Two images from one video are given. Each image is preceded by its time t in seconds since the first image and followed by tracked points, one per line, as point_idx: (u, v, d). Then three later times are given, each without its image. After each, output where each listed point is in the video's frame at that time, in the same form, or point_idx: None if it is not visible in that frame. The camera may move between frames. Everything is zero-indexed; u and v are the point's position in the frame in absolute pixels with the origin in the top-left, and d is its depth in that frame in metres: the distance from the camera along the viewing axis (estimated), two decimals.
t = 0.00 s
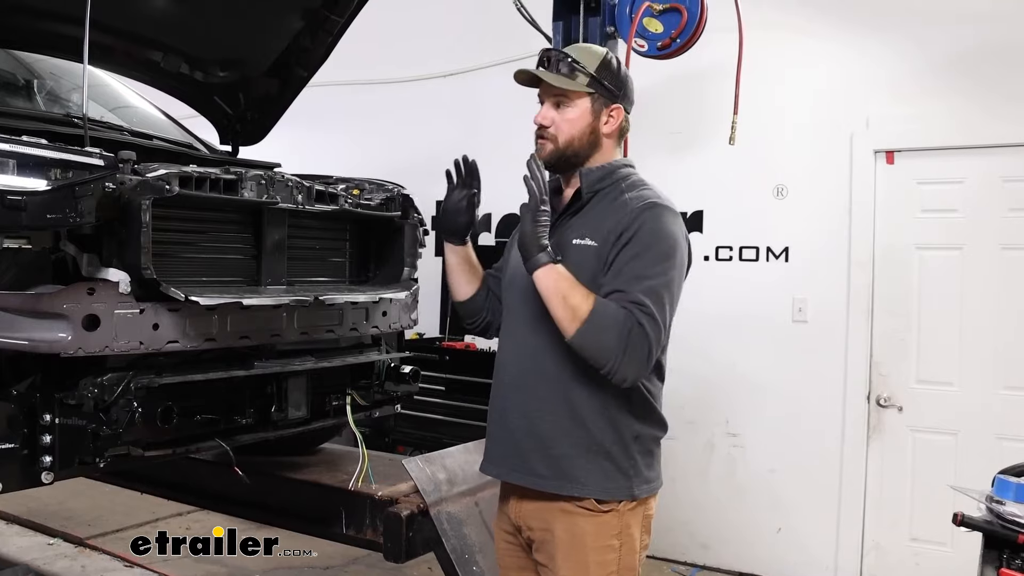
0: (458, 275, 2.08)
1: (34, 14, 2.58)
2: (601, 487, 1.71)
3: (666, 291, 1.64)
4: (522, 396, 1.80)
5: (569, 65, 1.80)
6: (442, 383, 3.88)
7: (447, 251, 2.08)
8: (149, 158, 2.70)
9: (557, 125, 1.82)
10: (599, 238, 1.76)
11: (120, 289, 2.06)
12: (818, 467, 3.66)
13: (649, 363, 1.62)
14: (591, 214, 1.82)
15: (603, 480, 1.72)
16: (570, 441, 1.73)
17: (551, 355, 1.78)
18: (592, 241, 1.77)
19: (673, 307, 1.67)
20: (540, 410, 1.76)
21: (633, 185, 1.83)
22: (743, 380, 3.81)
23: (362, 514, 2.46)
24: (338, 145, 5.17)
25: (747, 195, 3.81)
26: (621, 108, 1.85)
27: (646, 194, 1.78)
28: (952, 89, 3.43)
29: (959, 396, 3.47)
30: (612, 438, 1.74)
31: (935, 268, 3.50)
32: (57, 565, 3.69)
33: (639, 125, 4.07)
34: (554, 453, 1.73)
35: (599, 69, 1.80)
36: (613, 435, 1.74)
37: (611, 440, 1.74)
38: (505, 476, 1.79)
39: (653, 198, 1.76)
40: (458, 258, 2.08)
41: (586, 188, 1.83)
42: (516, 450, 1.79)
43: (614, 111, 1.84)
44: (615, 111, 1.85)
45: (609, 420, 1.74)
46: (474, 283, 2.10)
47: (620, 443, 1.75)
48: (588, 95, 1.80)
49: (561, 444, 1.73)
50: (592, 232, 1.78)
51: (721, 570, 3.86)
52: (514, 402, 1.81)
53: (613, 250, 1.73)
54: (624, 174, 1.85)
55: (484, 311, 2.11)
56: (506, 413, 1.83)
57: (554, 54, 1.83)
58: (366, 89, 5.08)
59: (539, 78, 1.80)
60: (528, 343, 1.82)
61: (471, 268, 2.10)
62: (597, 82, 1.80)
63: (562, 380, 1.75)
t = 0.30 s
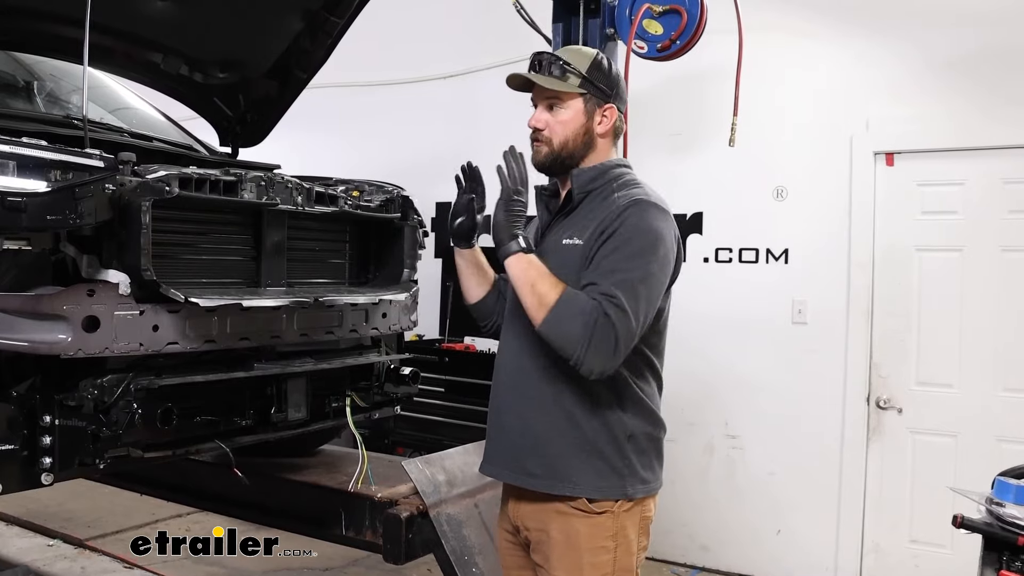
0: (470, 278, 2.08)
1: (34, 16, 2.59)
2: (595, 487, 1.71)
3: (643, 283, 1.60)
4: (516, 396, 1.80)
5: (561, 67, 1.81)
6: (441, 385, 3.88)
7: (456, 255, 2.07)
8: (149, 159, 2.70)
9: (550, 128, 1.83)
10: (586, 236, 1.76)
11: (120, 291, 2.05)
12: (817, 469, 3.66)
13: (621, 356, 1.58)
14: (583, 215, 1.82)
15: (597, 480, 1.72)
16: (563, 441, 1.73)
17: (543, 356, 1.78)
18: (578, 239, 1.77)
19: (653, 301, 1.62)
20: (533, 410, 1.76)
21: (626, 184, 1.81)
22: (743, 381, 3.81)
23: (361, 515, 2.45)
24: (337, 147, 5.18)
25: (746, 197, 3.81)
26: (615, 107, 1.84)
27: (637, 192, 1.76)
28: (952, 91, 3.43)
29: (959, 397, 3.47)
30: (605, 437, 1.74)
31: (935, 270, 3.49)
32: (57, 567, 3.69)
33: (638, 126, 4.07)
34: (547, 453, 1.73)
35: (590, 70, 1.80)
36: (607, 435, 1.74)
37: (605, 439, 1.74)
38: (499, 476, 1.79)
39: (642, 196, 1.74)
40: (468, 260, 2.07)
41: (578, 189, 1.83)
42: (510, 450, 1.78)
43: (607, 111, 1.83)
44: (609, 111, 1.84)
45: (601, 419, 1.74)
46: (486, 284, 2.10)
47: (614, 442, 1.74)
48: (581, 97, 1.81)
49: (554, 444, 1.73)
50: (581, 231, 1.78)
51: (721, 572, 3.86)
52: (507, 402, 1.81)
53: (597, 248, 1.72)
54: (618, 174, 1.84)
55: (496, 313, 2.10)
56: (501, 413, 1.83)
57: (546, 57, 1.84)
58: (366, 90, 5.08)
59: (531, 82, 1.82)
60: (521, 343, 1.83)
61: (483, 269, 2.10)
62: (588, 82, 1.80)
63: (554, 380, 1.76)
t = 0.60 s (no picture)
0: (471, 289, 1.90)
1: (34, 17, 2.59)
2: (598, 483, 1.71)
3: (603, 275, 1.61)
4: (517, 394, 1.80)
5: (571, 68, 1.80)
6: (441, 386, 3.89)
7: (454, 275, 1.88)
8: (149, 161, 2.70)
9: (558, 130, 1.82)
10: (577, 234, 1.78)
11: (120, 292, 2.05)
12: (817, 471, 3.66)
13: (577, 342, 1.59)
14: (582, 214, 1.83)
15: (600, 476, 1.72)
16: (565, 438, 1.72)
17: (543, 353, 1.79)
18: (570, 236, 1.79)
19: (620, 294, 1.61)
20: (535, 408, 1.76)
21: (627, 183, 1.81)
22: (742, 383, 3.81)
23: (361, 516, 2.45)
24: (337, 148, 5.18)
25: (746, 198, 3.81)
26: (620, 110, 1.86)
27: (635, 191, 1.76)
28: (952, 93, 3.43)
29: (959, 399, 3.47)
30: (607, 433, 1.74)
31: (935, 271, 3.49)
32: (56, 568, 3.69)
33: (638, 128, 4.07)
34: (549, 450, 1.73)
35: (598, 73, 1.81)
36: (610, 431, 1.74)
37: (607, 436, 1.74)
38: (502, 476, 1.78)
39: (638, 194, 1.73)
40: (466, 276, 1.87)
41: (578, 190, 1.84)
42: (511, 448, 1.78)
43: (612, 114, 1.85)
44: (613, 114, 1.85)
45: (603, 415, 1.74)
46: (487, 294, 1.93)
47: (616, 437, 1.74)
48: (589, 98, 1.81)
49: (556, 441, 1.73)
50: (576, 229, 1.80)
51: (720, 573, 3.86)
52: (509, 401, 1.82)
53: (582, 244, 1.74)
54: (620, 174, 1.84)
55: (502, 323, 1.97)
56: (503, 412, 1.83)
57: (553, 58, 1.83)
58: (366, 91, 5.08)
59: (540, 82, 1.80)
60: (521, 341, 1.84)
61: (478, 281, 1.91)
62: (597, 84, 1.81)
63: (556, 376, 1.76)
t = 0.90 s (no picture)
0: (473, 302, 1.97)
1: (33, 17, 2.58)
2: (600, 482, 1.71)
3: (604, 279, 1.61)
4: (518, 395, 1.81)
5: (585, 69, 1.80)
6: (440, 387, 3.89)
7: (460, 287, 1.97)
8: (148, 161, 2.70)
9: (570, 131, 1.82)
10: (575, 234, 1.78)
11: (118, 292, 2.04)
12: (817, 471, 3.66)
13: (582, 345, 1.60)
14: (578, 214, 1.83)
15: (602, 475, 1.72)
16: (566, 438, 1.72)
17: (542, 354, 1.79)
18: (569, 237, 1.79)
19: (622, 295, 1.61)
20: (536, 408, 1.76)
21: (624, 183, 1.81)
22: (742, 383, 3.81)
23: (360, 517, 2.45)
24: (336, 149, 5.17)
25: (745, 199, 3.81)
26: (620, 113, 1.91)
27: (631, 191, 1.76)
28: (952, 93, 3.43)
29: (959, 400, 3.46)
30: (608, 432, 1.73)
31: (935, 272, 3.49)
32: (56, 568, 3.69)
33: (638, 128, 4.06)
34: (551, 450, 1.73)
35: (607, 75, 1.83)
36: (611, 430, 1.74)
37: (609, 435, 1.74)
38: (504, 477, 1.78)
39: (636, 194, 1.73)
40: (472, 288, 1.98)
41: (576, 191, 1.84)
42: (513, 449, 1.78)
43: (614, 117, 1.89)
44: (614, 116, 1.89)
45: (605, 414, 1.74)
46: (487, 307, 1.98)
47: (618, 436, 1.74)
48: (598, 101, 1.83)
49: (558, 441, 1.73)
50: (574, 229, 1.79)
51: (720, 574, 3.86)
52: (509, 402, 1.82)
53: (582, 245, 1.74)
54: (615, 175, 1.84)
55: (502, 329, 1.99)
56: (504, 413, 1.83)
57: (565, 57, 1.81)
58: (365, 91, 5.08)
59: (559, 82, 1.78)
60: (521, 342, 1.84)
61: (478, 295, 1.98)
62: (608, 87, 1.83)
63: (557, 377, 1.75)
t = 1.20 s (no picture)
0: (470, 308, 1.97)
1: (33, 18, 2.58)
2: (604, 483, 1.71)
3: (610, 281, 1.61)
4: (521, 398, 1.80)
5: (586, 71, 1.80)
6: (440, 387, 3.88)
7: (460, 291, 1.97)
8: (148, 162, 2.70)
9: (571, 133, 1.82)
10: (579, 236, 1.78)
11: (117, 293, 2.04)
12: (817, 471, 3.66)
13: (589, 347, 1.60)
14: (580, 215, 1.83)
15: (606, 476, 1.72)
16: (570, 440, 1.72)
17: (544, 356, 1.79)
18: (572, 240, 1.79)
19: (628, 297, 1.61)
20: (540, 411, 1.76)
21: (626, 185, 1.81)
22: (742, 383, 3.81)
23: (360, 518, 2.44)
24: (336, 149, 5.17)
25: (745, 199, 3.80)
26: (621, 115, 1.91)
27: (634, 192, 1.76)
28: (952, 93, 3.43)
29: (959, 400, 3.46)
30: (612, 433, 1.73)
31: (935, 272, 3.49)
32: (55, 569, 3.69)
33: (637, 128, 4.06)
34: (555, 452, 1.73)
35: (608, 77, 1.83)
36: (615, 431, 1.74)
37: (612, 436, 1.73)
38: (507, 481, 1.78)
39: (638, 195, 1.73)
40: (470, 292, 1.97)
41: (578, 193, 1.84)
42: (516, 452, 1.78)
43: (615, 119, 1.89)
44: (615, 118, 1.89)
45: (609, 415, 1.73)
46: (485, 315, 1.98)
47: (621, 437, 1.74)
48: (599, 103, 1.83)
49: (562, 443, 1.72)
50: (577, 231, 1.80)
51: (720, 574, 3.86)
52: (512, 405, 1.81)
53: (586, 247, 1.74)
54: (615, 176, 1.84)
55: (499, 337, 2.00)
56: (507, 416, 1.82)
57: (565, 59, 1.81)
58: (365, 92, 5.07)
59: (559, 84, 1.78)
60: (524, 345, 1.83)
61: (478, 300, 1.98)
62: (608, 88, 1.83)
63: (559, 379, 1.75)
